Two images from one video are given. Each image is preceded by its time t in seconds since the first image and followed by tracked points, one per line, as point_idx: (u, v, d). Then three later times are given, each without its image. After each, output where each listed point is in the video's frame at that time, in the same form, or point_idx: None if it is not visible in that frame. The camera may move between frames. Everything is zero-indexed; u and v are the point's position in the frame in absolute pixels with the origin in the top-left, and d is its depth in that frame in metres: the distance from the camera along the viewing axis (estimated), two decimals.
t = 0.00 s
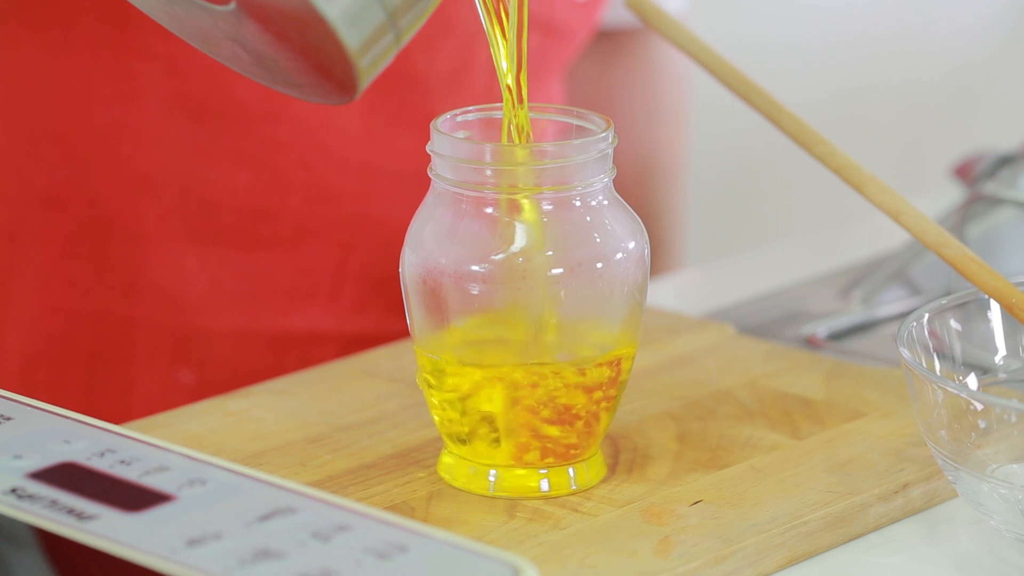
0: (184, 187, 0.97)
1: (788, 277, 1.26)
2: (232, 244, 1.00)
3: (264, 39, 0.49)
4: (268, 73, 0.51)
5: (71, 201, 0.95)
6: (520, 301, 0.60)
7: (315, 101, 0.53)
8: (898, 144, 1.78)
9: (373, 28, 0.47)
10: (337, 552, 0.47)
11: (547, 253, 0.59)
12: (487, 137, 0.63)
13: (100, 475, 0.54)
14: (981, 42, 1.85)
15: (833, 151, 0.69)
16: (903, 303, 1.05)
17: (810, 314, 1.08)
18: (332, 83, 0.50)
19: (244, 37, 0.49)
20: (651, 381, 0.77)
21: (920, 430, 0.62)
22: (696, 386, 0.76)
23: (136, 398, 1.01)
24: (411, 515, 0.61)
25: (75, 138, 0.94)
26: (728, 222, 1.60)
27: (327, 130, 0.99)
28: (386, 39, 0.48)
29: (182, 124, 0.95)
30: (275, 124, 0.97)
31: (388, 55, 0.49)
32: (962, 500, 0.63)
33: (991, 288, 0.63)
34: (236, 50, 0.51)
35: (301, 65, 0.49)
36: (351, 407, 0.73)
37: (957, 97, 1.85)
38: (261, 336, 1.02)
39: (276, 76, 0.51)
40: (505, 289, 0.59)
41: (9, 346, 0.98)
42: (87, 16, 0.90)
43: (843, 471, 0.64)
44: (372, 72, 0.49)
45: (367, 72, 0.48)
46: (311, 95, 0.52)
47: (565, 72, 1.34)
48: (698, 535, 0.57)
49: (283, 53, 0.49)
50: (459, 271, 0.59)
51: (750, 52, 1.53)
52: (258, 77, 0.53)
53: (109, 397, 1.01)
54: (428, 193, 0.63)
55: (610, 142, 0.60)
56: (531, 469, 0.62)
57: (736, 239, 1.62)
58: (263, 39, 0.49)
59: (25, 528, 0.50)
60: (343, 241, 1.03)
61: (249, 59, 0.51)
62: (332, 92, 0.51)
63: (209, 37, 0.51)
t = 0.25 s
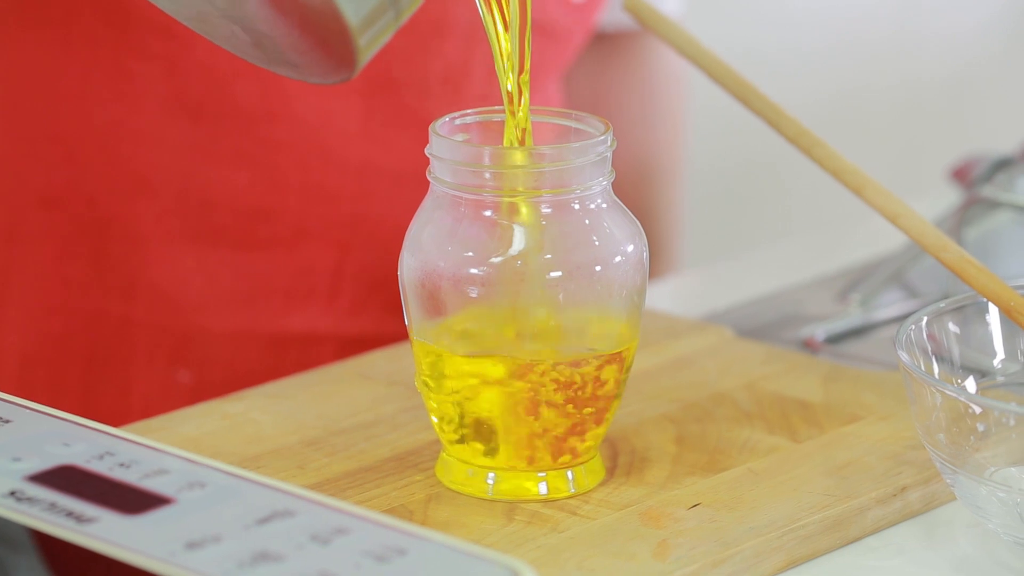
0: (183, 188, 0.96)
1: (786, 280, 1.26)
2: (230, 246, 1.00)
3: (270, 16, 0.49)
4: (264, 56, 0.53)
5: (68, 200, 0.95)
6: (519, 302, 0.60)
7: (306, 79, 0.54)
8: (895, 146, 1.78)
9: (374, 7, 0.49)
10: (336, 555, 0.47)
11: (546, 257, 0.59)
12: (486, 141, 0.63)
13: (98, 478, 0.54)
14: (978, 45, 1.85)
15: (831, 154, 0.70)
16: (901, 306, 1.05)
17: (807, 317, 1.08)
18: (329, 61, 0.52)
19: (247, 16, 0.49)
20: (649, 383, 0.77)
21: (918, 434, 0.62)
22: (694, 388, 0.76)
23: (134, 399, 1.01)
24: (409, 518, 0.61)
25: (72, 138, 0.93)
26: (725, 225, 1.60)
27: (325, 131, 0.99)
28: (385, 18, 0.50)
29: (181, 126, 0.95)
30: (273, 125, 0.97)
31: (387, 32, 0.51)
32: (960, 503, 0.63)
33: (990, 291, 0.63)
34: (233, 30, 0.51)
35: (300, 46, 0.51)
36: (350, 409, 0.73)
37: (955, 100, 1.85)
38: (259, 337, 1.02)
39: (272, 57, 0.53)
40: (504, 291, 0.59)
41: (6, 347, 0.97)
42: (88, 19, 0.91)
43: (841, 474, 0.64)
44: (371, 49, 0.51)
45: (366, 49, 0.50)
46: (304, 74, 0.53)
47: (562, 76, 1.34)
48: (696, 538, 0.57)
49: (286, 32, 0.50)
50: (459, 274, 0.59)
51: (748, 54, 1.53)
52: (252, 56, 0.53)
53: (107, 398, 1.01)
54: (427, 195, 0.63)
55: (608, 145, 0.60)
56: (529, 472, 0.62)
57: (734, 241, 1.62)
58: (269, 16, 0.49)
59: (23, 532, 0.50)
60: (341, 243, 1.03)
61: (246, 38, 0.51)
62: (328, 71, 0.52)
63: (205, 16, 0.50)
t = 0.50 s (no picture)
0: (181, 188, 0.96)
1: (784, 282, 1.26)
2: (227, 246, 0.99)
3: None
4: (266, 43, 0.52)
5: (66, 199, 0.95)
6: (519, 304, 0.59)
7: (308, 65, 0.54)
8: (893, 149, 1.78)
9: None
10: (335, 555, 0.47)
11: (545, 258, 0.59)
12: (485, 141, 0.63)
13: (97, 479, 0.53)
14: (976, 47, 1.85)
15: (830, 156, 0.69)
16: (899, 307, 1.05)
17: (806, 318, 1.08)
18: (330, 43, 0.51)
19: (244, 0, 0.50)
20: (649, 384, 0.77)
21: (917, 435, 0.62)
22: (693, 389, 0.76)
23: (132, 399, 1.01)
24: (408, 519, 0.61)
25: (70, 138, 0.93)
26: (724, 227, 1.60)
27: (324, 131, 0.99)
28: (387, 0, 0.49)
29: (179, 126, 0.95)
30: (271, 124, 0.97)
31: (388, 18, 0.50)
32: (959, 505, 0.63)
33: (989, 293, 0.63)
34: (232, 18, 0.51)
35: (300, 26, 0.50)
36: (348, 410, 0.73)
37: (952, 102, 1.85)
38: (256, 338, 1.02)
39: (273, 44, 0.52)
40: (504, 292, 0.59)
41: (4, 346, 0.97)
42: (87, 18, 0.91)
43: (840, 476, 0.64)
44: (372, 35, 0.50)
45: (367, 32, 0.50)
46: (304, 59, 0.53)
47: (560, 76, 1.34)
48: (695, 539, 0.57)
49: (284, 15, 0.50)
50: (459, 274, 0.59)
51: (746, 55, 1.53)
52: (251, 45, 0.53)
53: (104, 398, 1.01)
54: (426, 197, 0.62)
55: (608, 146, 0.60)
56: (528, 473, 0.62)
57: (733, 244, 1.62)
58: None
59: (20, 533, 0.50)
60: (339, 244, 1.02)
61: (244, 25, 0.52)
62: (328, 55, 0.52)
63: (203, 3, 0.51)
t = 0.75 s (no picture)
0: (178, 188, 0.96)
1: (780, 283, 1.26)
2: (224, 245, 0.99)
3: None
4: (266, 31, 0.53)
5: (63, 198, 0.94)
6: (517, 305, 0.59)
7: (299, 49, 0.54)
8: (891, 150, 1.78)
9: None
10: (333, 556, 0.47)
11: (542, 258, 0.59)
12: (481, 141, 0.63)
13: (95, 479, 0.53)
14: (975, 49, 1.85)
15: (828, 157, 0.69)
16: (896, 308, 1.05)
17: (802, 319, 1.09)
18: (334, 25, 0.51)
19: None
20: (646, 385, 0.77)
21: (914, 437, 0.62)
22: (690, 390, 0.76)
23: (128, 398, 1.01)
24: (405, 519, 0.61)
25: (68, 137, 0.93)
26: (721, 228, 1.60)
27: (321, 131, 0.99)
28: None
29: (176, 125, 0.95)
30: (269, 124, 0.97)
31: (387, 3, 0.51)
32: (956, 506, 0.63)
33: (986, 295, 0.63)
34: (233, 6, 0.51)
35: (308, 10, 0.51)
36: (346, 410, 0.73)
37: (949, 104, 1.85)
38: (253, 338, 1.02)
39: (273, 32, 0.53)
40: (501, 293, 0.59)
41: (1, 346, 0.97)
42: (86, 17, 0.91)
43: (837, 477, 0.64)
44: (373, 20, 0.51)
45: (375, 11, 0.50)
46: (302, 45, 0.53)
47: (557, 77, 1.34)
48: (692, 540, 0.57)
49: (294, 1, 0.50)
50: (456, 275, 0.59)
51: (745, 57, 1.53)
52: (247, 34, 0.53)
53: (100, 398, 1.01)
54: (423, 197, 0.62)
55: (605, 146, 0.60)
56: (525, 474, 0.62)
57: (731, 245, 1.62)
58: None
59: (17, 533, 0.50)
60: (336, 244, 1.02)
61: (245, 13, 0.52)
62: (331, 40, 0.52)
63: None
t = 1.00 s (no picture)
0: (173, 186, 0.96)
1: (775, 285, 1.26)
2: (219, 245, 0.99)
3: None
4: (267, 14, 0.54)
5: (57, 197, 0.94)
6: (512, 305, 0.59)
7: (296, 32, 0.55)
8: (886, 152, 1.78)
9: None
10: (327, 555, 0.47)
11: (536, 258, 0.59)
12: (477, 141, 0.63)
13: (89, 478, 0.53)
14: (971, 50, 1.84)
15: (822, 158, 0.70)
16: (891, 310, 1.05)
17: (797, 320, 1.09)
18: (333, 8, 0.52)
19: None
20: (640, 386, 0.77)
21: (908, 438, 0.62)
22: (685, 391, 0.76)
23: (122, 397, 1.01)
24: (399, 519, 0.60)
25: (63, 135, 0.93)
26: (717, 229, 1.59)
27: (316, 130, 0.99)
28: None
29: (172, 124, 0.95)
30: (264, 123, 0.97)
31: None
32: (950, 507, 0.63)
33: (980, 296, 0.63)
34: None
35: None
36: (340, 410, 0.73)
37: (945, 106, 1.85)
38: (247, 337, 1.02)
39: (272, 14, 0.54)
40: (495, 292, 0.59)
41: None
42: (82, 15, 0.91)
43: (831, 478, 0.64)
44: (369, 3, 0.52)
45: None
46: (301, 27, 0.54)
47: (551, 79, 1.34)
48: (686, 541, 0.57)
49: None
50: (451, 274, 0.59)
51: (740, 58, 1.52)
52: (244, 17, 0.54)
53: (94, 397, 1.00)
54: (418, 197, 0.62)
55: (601, 147, 0.60)
56: (519, 474, 0.62)
57: (727, 246, 1.62)
58: None
59: (10, 532, 0.50)
60: (331, 243, 1.02)
61: None
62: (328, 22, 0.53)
63: None
